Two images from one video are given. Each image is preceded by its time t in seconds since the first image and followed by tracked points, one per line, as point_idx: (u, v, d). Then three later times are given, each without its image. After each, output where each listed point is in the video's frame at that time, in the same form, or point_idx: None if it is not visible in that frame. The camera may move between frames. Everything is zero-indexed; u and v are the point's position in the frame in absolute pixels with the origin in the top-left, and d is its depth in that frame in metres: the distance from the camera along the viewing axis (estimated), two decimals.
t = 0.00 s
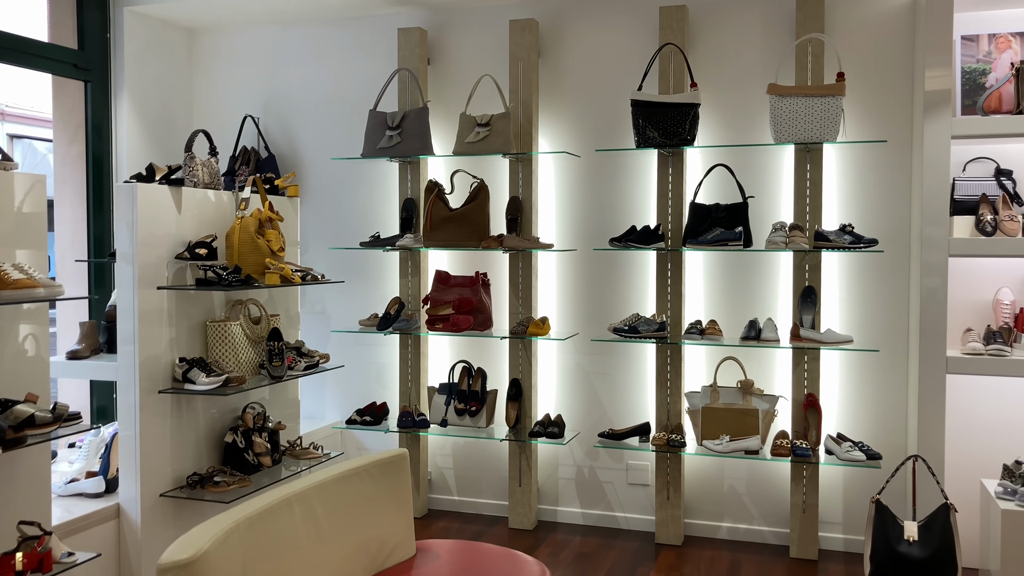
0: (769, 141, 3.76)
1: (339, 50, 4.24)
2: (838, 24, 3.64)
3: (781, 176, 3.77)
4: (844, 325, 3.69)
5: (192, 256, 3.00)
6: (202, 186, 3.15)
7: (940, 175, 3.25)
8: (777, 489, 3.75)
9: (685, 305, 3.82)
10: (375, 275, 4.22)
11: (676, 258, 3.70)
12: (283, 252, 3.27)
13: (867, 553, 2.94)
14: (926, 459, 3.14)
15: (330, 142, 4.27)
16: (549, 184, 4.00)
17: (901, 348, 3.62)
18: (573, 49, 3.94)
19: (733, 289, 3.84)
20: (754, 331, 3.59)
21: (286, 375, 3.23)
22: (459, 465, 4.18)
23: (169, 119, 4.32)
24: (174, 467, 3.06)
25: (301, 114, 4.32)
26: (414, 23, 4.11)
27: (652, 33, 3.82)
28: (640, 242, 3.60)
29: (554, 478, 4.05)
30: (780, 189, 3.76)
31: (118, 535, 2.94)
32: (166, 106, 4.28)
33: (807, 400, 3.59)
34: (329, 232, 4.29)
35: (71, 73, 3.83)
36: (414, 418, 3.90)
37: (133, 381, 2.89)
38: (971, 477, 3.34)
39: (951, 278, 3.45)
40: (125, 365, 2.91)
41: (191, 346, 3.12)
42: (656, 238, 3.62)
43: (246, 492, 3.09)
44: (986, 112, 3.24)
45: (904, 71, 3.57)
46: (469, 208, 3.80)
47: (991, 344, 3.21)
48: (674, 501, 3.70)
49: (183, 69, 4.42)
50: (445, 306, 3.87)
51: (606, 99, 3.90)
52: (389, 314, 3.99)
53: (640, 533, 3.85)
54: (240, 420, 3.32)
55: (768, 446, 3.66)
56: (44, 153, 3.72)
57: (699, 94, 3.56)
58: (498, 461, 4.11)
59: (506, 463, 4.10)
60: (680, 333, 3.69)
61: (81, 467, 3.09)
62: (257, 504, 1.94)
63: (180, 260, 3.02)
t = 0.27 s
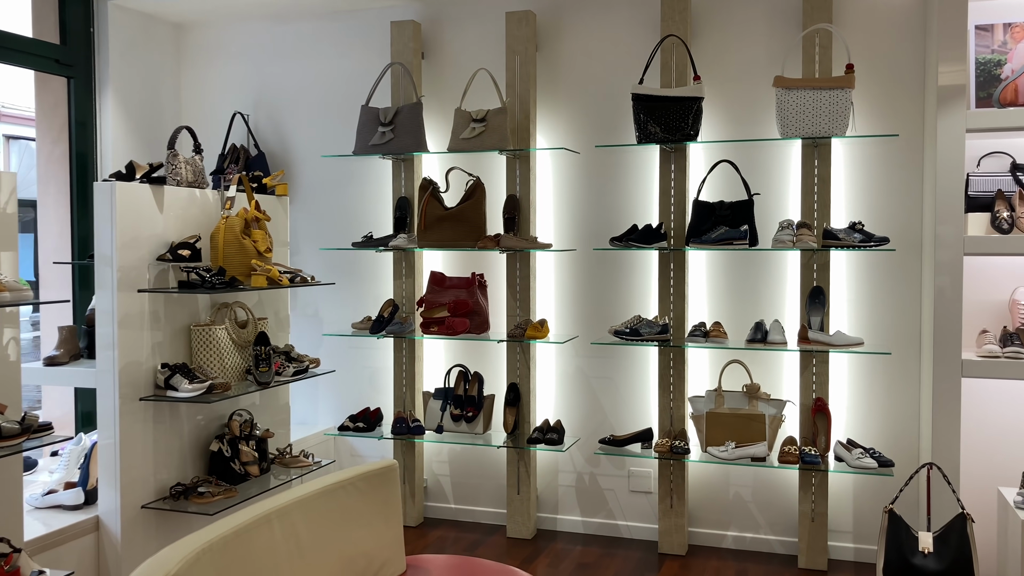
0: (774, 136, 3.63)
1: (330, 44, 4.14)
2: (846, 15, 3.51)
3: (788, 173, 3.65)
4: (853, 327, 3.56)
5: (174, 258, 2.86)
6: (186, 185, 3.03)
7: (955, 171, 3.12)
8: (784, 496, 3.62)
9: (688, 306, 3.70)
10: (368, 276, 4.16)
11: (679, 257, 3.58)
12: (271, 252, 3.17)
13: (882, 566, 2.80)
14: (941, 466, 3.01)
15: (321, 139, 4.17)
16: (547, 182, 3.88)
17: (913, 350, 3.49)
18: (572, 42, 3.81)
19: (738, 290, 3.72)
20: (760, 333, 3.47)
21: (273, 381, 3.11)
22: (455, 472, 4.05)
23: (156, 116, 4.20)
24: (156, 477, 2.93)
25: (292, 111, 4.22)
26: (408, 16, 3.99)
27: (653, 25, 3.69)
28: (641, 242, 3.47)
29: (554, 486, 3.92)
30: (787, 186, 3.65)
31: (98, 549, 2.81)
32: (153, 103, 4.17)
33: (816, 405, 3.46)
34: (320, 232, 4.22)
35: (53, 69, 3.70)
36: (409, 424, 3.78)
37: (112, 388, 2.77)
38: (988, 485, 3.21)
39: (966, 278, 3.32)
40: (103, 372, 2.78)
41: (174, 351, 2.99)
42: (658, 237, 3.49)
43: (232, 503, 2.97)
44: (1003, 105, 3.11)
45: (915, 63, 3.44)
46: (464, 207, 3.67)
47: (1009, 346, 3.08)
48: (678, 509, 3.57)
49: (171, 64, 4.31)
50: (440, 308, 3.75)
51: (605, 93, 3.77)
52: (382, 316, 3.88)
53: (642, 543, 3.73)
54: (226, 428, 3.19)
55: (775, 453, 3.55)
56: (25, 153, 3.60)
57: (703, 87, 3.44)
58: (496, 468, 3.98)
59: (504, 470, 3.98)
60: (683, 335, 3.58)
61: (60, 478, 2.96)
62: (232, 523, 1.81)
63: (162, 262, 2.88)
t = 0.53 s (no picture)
0: (784, 134, 3.51)
1: (326, 40, 4.05)
2: (858, 9, 3.39)
3: (799, 173, 3.53)
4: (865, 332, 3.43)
5: (158, 259, 2.74)
6: (172, 183, 2.92)
7: (974, 170, 2.99)
8: (794, 508, 3.49)
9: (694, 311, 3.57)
10: (363, 278, 4.09)
11: (685, 260, 3.45)
12: (260, 254, 3.05)
13: None
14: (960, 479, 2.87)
15: (316, 137, 4.10)
16: (548, 182, 3.76)
17: (928, 357, 3.35)
18: (573, 37, 3.69)
19: (745, 294, 3.60)
20: (770, 339, 3.33)
21: (262, 387, 2.99)
22: (454, 481, 3.93)
23: (147, 113, 4.11)
24: (139, 487, 2.81)
25: (287, 108, 4.15)
26: (406, 11, 3.88)
27: (658, 20, 3.57)
28: (645, 243, 3.33)
29: (555, 496, 3.79)
30: (798, 187, 3.53)
31: (77, 562, 2.70)
32: (144, 100, 4.08)
33: (827, 414, 3.33)
34: (315, 232, 4.15)
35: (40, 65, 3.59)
36: (405, 432, 3.65)
37: (92, 395, 2.65)
38: (1008, 497, 3.07)
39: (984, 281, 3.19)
40: (83, 377, 2.65)
41: (158, 357, 2.87)
42: (664, 239, 3.36)
43: (218, 515, 2.85)
44: None
45: (930, 58, 3.31)
46: (462, 207, 3.55)
47: None
48: (683, 521, 3.44)
49: (163, 61, 4.22)
50: (438, 312, 3.62)
51: (608, 90, 3.65)
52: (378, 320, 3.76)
53: (646, 555, 3.59)
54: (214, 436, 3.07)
55: (785, 464, 3.42)
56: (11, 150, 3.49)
57: (710, 83, 3.31)
58: (495, 477, 3.86)
59: (503, 480, 3.85)
60: (689, 341, 3.45)
61: (41, 487, 2.84)
62: (202, 543, 1.68)
63: (145, 263, 2.76)
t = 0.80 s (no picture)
0: (800, 140, 3.37)
1: (326, 42, 3.95)
2: (879, 9, 3.25)
3: (816, 180, 3.39)
4: (886, 347, 3.28)
5: (146, 267, 2.63)
6: (162, 189, 2.80)
7: (1004, 176, 2.83)
8: (810, 530, 3.33)
9: (706, 323, 3.43)
10: (363, 287, 3.98)
11: (697, 270, 3.32)
12: (253, 262, 2.93)
13: None
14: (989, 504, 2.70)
15: (317, 142, 3.99)
16: (554, 189, 3.63)
17: (952, 373, 3.20)
18: (581, 39, 3.57)
19: (759, 307, 3.46)
20: (785, 353, 3.19)
21: (254, 402, 2.87)
22: (456, 498, 3.80)
23: (144, 117, 4.02)
24: (125, 506, 2.69)
25: (286, 112, 4.04)
26: (408, 12, 3.77)
27: (668, 20, 3.44)
28: (655, 253, 3.21)
29: (561, 514, 3.65)
30: (815, 194, 3.39)
31: None
32: (141, 103, 3.99)
33: (845, 432, 3.18)
34: (314, 239, 4.05)
35: (34, 67, 3.49)
36: (405, 447, 3.53)
37: (75, 411, 2.53)
38: None
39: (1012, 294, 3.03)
40: (66, 391, 2.54)
41: (146, 370, 2.75)
42: (675, 248, 3.22)
43: (206, 536, 2.72)
44: None
45: (955, 60, 3.17)
46: (465, 214, 3.42)
47: None
48: (694, 543, 3.30)
49: (161, 63, 4.13)
50: (439, 322, 3.50)
51: (617, 93, 3.52)
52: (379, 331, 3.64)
53: None
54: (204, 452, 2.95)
55: (801, 484, 3.27)
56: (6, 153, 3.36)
57: (723, 86, 3.18)
58: (499, 494, 3.73)
59: (507, 497, 3.72)
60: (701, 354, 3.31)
61: (23, 505, 2.74)
62: None
63: (132, 272, 2.64)
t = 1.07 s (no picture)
0: (822, 140, 3.23)
1: (332, 41, 3.87)
2: (905, 4, 3.11)
3: (838, 182, 3.25)
4: (913, 357, 3.13)
5: (140, 272, 2.53)
6: (158, 191, 2.70)
7: None
8: (833, 549, 3.18)
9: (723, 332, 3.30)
10: (369, 292, 3.89)
11: (714, 276, 3.19)
12: (252, 268, 2.82)
13: None
14: None
15: (321, 144, 3.91)
16: (566, 192, 3.51)
17: (984, 385, 3.04)
18: (593, 37, 3.45)
19: (779, 315, 3.33)
20: (807, 364, 3.05)
21: (252, 413, 2.76)
22: (464, 511, 3.68)
23: (145, 119, 3.94)
24: (117, 522, 2.58)
25: (291, 114, 3.97)
26: (415, 11, 3.66)
27: (684, 17, 3.31)
28: (670, 258, 3.07)
29: (572, 530, 3.52)
30: (838, 197, 3.25)
31: None
32: (142, 105, 3.92)
33: (870, 446, 3.03)
34: (319, 244, 3.98)
35: (32, 67, 3.41)
36: (411, 459, 3.42)
37: (64, 422, 2.42)
38: None
39: None
40: (55, 402, 2.44)
41: (140, 379, 2.65)
42: (691, 253, 3.09)
43: (202, 552, 2.61)
44: None
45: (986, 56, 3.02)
46: (473, 218, 3.31)
47: None
48: (711, 561, 3.16)
49: (164, 64, 4.06)
50: (446, 330, 3.36)
51: (630, 92, 3.39)
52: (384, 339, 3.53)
53: None
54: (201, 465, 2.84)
55: (824, 501, 3.13)
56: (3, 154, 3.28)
57: (742, 84, 3.05)
58: (508, 507, 3.60)
59: (516, 511, 3.59)
60: (718, 363, 3.20)
61: (14, 519, 2.64)
62: None
63: (125, 278, 2.54)
